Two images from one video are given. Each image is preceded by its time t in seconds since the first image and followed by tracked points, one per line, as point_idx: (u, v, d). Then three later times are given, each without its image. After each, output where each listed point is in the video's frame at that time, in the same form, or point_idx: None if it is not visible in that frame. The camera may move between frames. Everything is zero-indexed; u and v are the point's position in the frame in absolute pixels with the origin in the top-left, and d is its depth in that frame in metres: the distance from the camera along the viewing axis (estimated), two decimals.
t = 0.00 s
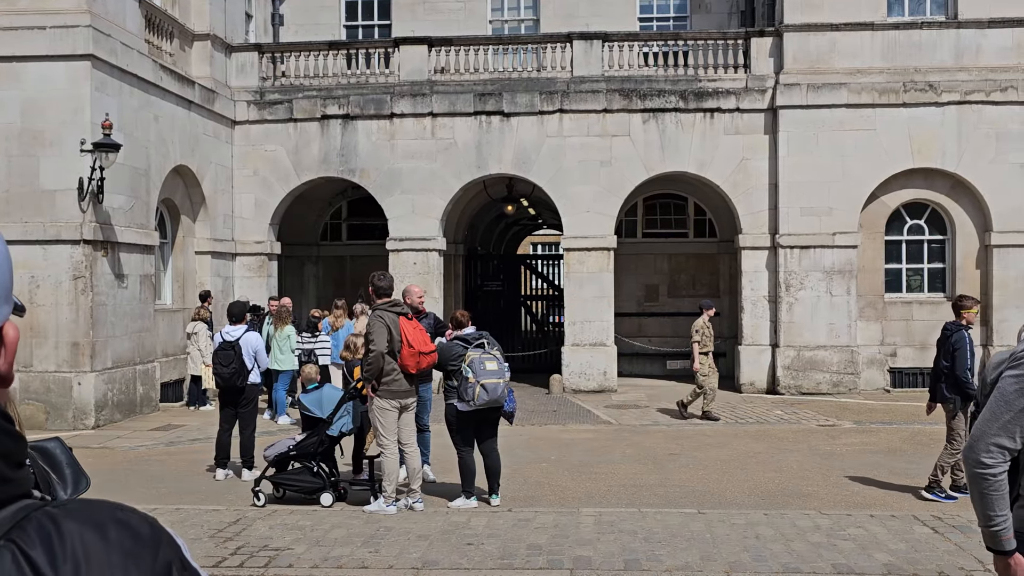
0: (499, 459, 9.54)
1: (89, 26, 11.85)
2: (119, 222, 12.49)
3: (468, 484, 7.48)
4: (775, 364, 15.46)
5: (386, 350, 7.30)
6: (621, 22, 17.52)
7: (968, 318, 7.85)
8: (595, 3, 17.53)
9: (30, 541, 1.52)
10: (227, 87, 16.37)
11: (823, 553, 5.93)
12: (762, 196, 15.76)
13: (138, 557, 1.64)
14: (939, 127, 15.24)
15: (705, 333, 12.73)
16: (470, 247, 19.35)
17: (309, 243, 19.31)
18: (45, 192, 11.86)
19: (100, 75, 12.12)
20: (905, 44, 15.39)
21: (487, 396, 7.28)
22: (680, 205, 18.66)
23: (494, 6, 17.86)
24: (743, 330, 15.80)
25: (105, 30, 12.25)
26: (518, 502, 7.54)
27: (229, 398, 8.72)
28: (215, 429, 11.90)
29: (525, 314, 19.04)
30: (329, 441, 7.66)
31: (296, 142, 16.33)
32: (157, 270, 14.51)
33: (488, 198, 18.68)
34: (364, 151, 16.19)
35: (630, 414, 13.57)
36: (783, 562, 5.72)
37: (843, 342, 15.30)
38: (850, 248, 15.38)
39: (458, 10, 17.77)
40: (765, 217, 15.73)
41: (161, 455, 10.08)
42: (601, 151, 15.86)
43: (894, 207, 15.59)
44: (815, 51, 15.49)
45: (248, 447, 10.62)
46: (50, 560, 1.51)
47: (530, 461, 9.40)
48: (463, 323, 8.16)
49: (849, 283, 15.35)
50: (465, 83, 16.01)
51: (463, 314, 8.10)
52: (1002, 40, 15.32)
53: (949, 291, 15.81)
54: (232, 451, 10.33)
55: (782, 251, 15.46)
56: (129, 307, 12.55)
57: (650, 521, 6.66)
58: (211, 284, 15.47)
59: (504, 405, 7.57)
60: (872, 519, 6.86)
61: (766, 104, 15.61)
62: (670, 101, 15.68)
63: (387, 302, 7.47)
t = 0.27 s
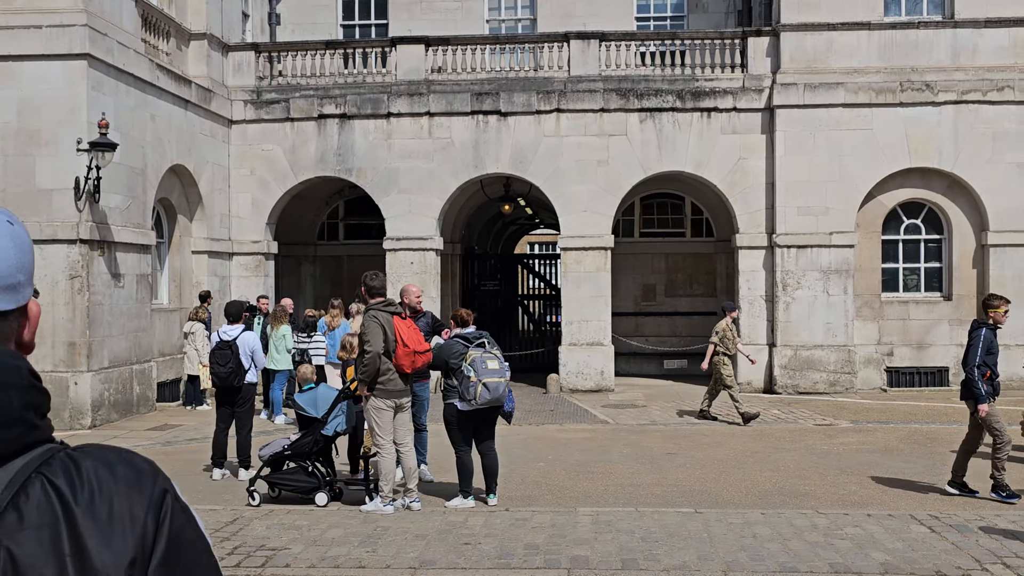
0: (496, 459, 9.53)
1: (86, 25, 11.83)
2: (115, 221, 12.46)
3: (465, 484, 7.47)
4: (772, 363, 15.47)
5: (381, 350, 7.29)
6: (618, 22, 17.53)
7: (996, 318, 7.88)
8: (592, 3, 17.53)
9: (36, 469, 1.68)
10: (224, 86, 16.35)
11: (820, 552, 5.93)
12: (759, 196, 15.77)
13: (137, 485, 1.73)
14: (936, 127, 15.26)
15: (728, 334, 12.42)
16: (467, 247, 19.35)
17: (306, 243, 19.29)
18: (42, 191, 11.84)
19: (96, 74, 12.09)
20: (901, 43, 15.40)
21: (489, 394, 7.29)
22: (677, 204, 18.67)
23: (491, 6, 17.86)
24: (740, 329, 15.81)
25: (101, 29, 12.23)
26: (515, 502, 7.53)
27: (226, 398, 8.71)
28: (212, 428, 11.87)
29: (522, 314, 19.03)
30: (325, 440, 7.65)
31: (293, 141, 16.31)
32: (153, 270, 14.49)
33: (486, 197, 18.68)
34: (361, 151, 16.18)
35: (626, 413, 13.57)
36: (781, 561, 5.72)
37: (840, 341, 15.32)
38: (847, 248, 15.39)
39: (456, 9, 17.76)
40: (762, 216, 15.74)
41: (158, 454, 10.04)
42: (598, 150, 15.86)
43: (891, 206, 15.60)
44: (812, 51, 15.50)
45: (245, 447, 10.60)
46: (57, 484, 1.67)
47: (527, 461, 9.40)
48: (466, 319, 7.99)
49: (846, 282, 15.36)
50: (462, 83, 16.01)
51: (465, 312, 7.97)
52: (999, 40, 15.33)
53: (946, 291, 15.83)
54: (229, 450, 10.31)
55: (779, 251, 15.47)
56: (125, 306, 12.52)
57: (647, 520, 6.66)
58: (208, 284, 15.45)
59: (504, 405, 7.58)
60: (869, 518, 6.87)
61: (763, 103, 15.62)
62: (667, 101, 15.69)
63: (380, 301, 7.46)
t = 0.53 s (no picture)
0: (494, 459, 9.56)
1: (84, 26, 11.85)
2: (114, 222, 12.48)
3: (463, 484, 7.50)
4: (770, 364, 15.51)
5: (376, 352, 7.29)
6: (616, 23, 17.57)
7: None
8: (590, 4, 17.57)
9: (112, 454, 1.81)
10: (222, 87, 16.37)
11: (816, 552, 5.97)
12: (757, 197, 15.81)
13: (191, 469, 1.87)
14: (932, 128, 15.30)
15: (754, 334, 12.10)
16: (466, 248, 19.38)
17: (304, 243, 19.32)
18: (40, 191, 11.86)
19: (95, 75, 12.11)
20: (898, 44, 15.45)
21: (492, 394, 7.33)
22: (675, 205, 18.71)
23: (489, 7, 17.89)
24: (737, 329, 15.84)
25: (100, 30, 12.25)
26: (513, 502, 7.57)
27: (225, 398, 8.73)
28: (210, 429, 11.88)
29: (520, 314, 19.06)
30: (322, 441, 7.67)
31: (291, 142, 16.34)
32: (152, 270, 14.51)
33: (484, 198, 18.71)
34: (360, 152, 16.21)
35: (624, 413, 13.60)
36: (777, 561, 5.76)
37: (837, 341, 15.37)
38: (844, 248, 15.43)
39: (454, 10, 17.79)
40: (759, 217, 15.78)
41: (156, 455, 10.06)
42: (596, 151, 15.90)
43: (888, 207, 15.65)
44: (809, 52, 15.55)
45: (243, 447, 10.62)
46: (131, 469, 1.81)
47: (524, 461, 9.43)
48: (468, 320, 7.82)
49: (843, 283, 15.41)
50: (460, 83, 16.04)
51: (467, 312, 7.81)
52: (995, 41, 15.39)
53: (943, 291, 15.88)
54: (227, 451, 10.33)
55: (776, 251, 15.51)
56: (124, 307, 12.53)
57: (644, 520, 6.69)
58: (206, 285, 15.47)
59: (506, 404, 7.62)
60: (865, 517, 6.90)
61: (760, 104, 15.66)
62: (665, 101, 15.73)
63: (374, 302, 7.45)
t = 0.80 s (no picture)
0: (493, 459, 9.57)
1: (83, 27, 11.85)
2: (113, 222, 12.48)
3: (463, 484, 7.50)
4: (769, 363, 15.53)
5: (370, 353, 7.29)
6: (615, 23, 17.58)
7: None
8: (590, 4, 17.57)
9: (172, 415, 1.93)
10: (222, 87, 16.38)
11: (815, 551, 5.98)
12: (756, 197, 15.82)
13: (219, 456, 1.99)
14: (931, 129, 15.32)
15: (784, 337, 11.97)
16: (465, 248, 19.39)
17: (303, 244, 19.33)
18: (40, 192, 11.86)
19: (94, 75, 12.11)
20: (897, 45, 15.47)
21: (504, 392, 7.40)
22: (674, 205, 18.73)
23: (488, 7, 17.90)
24: (736, 329, 15.86)
25: (99, 30, 12.25)
26: (512, 502, 7.57)
27: (224, 398, 8.73)
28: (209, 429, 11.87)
29: (519, 315, 19.07)
30: (320, 441, 7.67)
31: (290, 142, 16.35)
32: (151, 271, 14.52)
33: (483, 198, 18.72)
34: (359, 152, 16.22)
35: (623, 413, 13.63)
36: (775, 560, 5.77)
37: (836, 341, 15.38)
38: (843, 248, 15.44)
39: (453, 10, 17.80)
40: (758, 217, 15.79)
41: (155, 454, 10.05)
42: (595, 151, 15.92)
43: (887, 207, 15.67)
44: (808, 52, 15.56)
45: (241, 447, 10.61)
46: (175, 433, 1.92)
47: (523, 461, 9.44)
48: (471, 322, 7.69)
49: (842, 283, 15.42)
50: (459, 84, 16.06)
51: (469, 312, 7.69)
52: (994, 41, 15.41)
53: (941, 292, 15.89)
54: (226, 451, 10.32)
55: (775, 251, 15.53)
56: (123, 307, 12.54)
57: (643, 520, 6.69)
58: (205, 285, 15.48)
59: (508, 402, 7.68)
60: (863, 517, 6.92)
61: (759, 104, 15.68)
62: (664, 102, 15.75)
63: (369, 304, 7.43)
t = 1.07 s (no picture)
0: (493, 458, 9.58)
1: (83, 25, 11.85)
2: (113, 221, 12.47)
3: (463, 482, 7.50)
4: (769, 362, 15.53)
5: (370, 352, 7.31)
6: (615, 21, 17.58)
7: None
8: (590, 3, 17.56)
9: (129, 408, 2.18)
10: (222, 86, 16.38)
11: (814, 550, 5.98)
12: (756, 195, 15.82)
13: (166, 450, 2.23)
14: (931, 127, 15.31)
15: (814, 333, 12.00)
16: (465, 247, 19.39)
17: (303, 243, 19.33)
18: (40, 191, 11.86)
19: (94, 74, 12.11)
20: (897, 43, 15.46)
21: (513, 387, 7.41)
22: (674, 204, 18.72)
23: (488, 6, 17.91)
24: (736, 328, 15.86)
25: (99, 29, 12.25)
26: (512, 500, 7.58)
27: (224, 397, 8.73)
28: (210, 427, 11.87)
29: (519, 314, 19.08)
30: (319, 439, 7.70)
31: (290, 141, 16.34)
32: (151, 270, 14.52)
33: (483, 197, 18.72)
34: (359, 151, 16.21)
35: (623, 412, 13.64)
36: (775, 559, 5.77)
37: (836, 340, 15.38)
38: (843, 247, 15.44)
39: (453, 9, 17.80)
40: (758, 215, 15.79)
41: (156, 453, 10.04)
42: (595, 150, 15.92)
43: (887, 206, 15.67)
44: (808, 51, 15.56)
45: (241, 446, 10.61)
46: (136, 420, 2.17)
47: (522, 459, 9.44)
48: (475, 321, 7.71)
49: (842, 282, 15.42)
50: (459, 83, 16.06)
51: (473, 311, 7.70)
52: (994, 40, 15.40)
53: (941, 290, 15.89)
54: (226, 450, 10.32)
55: (775, 250, 15.53)
56: (123, 307, 12.53)
57: (643, 519, 6.70)
58: (205, 284, 15.48)
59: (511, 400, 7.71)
60: (862, 515, 6.93)
61: (759, 103, 15.67)
62: (664, 100, 15.74)
63: (368, 302, 7.46)
